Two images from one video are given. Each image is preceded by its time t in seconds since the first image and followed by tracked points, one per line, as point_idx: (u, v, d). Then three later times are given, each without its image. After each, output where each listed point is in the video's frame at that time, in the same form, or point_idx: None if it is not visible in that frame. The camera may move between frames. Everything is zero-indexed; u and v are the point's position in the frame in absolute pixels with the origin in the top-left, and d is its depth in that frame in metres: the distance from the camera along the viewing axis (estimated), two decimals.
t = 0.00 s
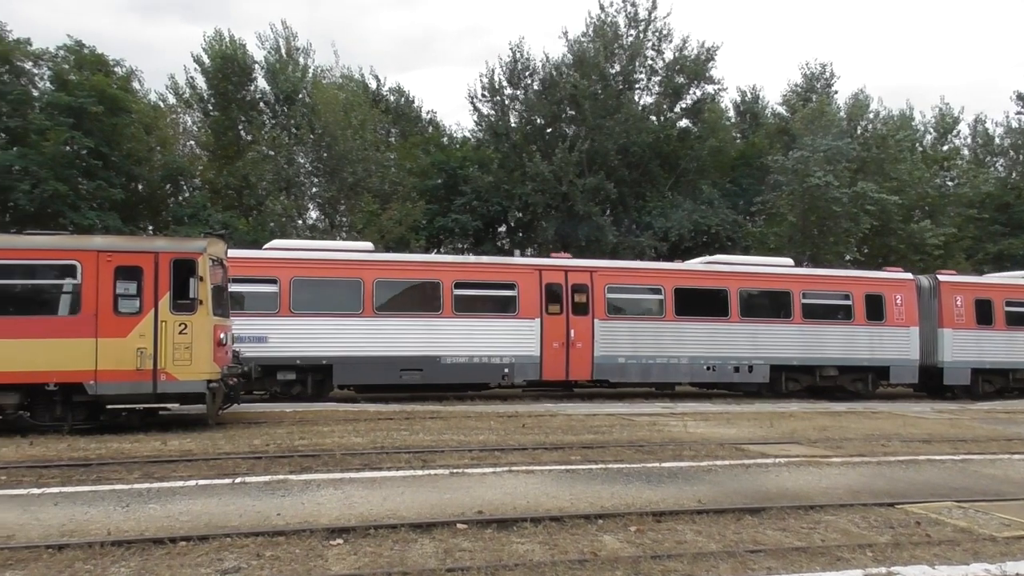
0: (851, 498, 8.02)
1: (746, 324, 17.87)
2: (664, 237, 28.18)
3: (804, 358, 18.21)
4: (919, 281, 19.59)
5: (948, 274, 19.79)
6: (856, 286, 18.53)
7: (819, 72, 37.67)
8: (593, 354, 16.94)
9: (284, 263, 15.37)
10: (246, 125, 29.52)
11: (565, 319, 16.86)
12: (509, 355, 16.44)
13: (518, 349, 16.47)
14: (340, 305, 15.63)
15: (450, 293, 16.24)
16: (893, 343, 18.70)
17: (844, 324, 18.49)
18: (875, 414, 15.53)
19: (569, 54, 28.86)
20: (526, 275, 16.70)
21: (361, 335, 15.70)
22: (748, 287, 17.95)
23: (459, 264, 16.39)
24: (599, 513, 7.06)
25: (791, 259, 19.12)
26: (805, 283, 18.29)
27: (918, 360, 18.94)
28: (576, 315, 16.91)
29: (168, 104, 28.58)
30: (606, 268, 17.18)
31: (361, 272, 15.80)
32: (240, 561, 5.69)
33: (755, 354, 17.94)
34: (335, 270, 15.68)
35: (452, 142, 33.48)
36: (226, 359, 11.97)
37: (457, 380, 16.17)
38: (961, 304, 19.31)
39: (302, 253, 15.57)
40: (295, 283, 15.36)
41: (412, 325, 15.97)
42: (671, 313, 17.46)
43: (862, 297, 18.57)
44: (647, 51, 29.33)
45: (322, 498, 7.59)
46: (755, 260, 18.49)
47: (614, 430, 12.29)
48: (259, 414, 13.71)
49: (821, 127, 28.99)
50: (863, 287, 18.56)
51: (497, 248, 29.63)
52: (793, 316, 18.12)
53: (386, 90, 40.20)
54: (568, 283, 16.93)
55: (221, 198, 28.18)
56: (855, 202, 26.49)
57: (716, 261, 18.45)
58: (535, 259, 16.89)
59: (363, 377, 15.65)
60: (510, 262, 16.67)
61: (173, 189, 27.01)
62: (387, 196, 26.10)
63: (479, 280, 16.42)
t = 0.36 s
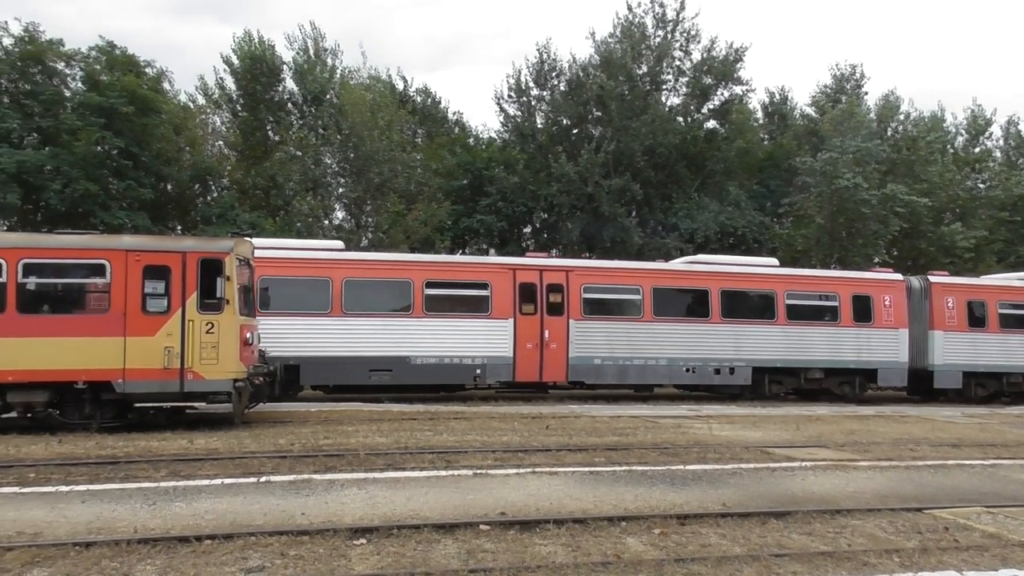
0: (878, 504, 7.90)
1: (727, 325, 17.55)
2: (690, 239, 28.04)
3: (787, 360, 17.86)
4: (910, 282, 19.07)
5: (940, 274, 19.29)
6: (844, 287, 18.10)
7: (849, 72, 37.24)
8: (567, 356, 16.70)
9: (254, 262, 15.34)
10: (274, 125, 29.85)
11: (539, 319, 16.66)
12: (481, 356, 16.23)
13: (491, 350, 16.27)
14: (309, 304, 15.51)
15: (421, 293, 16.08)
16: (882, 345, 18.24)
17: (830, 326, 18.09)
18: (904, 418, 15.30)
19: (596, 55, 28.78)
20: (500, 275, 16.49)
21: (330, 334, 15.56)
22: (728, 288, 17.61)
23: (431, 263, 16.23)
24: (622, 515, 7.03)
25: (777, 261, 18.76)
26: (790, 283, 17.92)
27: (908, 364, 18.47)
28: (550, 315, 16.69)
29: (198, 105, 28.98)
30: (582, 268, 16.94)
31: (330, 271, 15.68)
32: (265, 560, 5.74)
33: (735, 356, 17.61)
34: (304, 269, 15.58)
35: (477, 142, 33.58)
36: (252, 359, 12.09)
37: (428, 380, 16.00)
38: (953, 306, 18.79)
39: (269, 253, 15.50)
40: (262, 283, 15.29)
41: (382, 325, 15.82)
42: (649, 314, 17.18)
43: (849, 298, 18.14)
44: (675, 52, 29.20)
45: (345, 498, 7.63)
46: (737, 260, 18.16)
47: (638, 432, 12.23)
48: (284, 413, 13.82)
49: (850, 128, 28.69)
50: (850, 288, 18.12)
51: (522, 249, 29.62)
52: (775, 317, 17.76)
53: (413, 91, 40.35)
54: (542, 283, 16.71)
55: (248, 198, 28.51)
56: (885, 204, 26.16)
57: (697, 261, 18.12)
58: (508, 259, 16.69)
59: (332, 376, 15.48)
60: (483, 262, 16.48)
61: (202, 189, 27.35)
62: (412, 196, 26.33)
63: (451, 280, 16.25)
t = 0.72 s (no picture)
0: (883, 508, 7.87)
1: (684, 327, 17.28)
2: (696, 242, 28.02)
3: (746, 362, 17.60)
4: (874, 283, 18.74)
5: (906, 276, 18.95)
6: (804, 288, 17.84)
7: (856, 76, 37.17)
8: (520, 357, 16.47)
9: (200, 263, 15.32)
10: (281, 127, 29.91)
11: (492, 320, 16.44)
12: (431, 357, 16.02)
13: (440, 351, 16.05)
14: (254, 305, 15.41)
15: (369, 294, 15.92)
16: (843, 348, 17.96)
17: (791, 328, 17.82)
18: (910, 423, 15.23)
19: (603, 58, 28.78)
20: (451, 275, 16.28)
21: (275, 335, 15.44)
22: (685, 289, 17.34)
23: (380, 263, 16.07)
24: (627, 518, 7.01)
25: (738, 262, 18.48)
26: (748, 284, 17.65)
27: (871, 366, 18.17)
28: (503, 316, 16.47)
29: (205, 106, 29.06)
30: (535, 269, 16.71)
31: (276, 271, 15.59)
32: (268, 561, 5.75)
33: (692, 358, 17.35)
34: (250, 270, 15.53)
35: (484, 144, 33.61)
36: (258, 360, 12.13)
37: (376, 382, 15.80)
38: (918, 308, 18.45)
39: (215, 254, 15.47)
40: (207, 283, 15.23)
41: (328, 326, 15.66)
42: (604, 315, 16.94)
43: (809, 299, 17.87)
44: (681, 55, 29.18)
45: (349, 500, 7.64)
46: (695, 261, 17.90)
47: (643, 435, 12.21)
48: (288, 414, 13.84)
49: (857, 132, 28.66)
50: (811, 289, 17.87)
51: (528, 251, 29.61)
52: (734, 319, 17.49)
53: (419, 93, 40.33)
54: (494, 284, 16.48)
55: (255, 199, 28.63)
56: (891, 208, 26.04)
57: (654, 262, 17.87)
58: (459, 259, 16.47)
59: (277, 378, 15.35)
60: (434, 262, 16.28)
61: (209, 190, 27.43)
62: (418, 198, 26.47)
63: (401, 280, 16.08)
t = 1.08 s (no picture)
0: (893, 509, 7.84)
1: (641, 327, 16.77)
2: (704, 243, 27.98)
3: (705, 363, 17.09)
4: (837, 282, 18.25)
5: (871, 274, 18.40)
6: (767, 287, 17.31)
7: (864, 75, 37.07)
8: (471, 358, 16.03)
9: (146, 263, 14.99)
10: (289, 129, 30.00)
11: (442, 320, 15.98)
12: (378, 358, 15.57)
13: (389, 351, 15.60)
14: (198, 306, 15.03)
15: (315, 293, 15.48)
16: (807, 348, 17.43)
17: (753, 327, 17.27)
18: (919, 424, 15.17)
19: (610, 58, 28.77)
20: (401, 275, 15.82)
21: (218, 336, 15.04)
22: (642, 288, 16.83)
23: (328, 262, 15.64)
24: (635, 520, 7.00)
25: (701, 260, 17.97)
26: (709, 283, 17.12)
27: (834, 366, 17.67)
28: (454, 316, 16.02)
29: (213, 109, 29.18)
30: (488, 268, 16.26)
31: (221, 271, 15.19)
32: (277, 561, 5.76)
33: (649, 358, 16.84)
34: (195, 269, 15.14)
35: (491, 145, 33.65)
36: (266, 361, 12.17)
37: (322, 383, 15.36)
38: (882, 306, 17.92)
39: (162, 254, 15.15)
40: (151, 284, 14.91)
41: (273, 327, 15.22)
42: (558, 315, 16.47)
43: (771, 299, 17.34)
44: (689, 55, 29.13)
45: (357, 501, 7.65)
46: (655, 259, 17.41)
47: (651, 436, 12.19)
48: (297, 415, 13.85)
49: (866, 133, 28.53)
50: (773, 288, 17.34)
51: (535, 252, 29.62)
52: (692, 319, 16.98)
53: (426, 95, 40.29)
54: (444, 283, 16.02)
55: (263, 201, 28.83)
56: (901, 208, 25.64)
57: (613, 260, 17.38)
58: (409, 258, 16.02)
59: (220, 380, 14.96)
60: (383, 261, 15.83)
61: (218, 192, 27.53)
62: (425, 199, 26.54)
63: (350, 280, 15.64)
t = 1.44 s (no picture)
0: (900, 509, 7.81)
1: (592, 326, 16.54)
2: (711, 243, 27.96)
3: (658, 362, 16.85)
4: (796, 279, 18.00)
5: (831, 271, 18.13)
6: (722, 285, 17.06)
7: (870, 74, 36.96)
8: (418, 359, 15.72)
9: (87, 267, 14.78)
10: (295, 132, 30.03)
11: (387, 321, 15.67)
12: (322, 360, 15.24)
13: (333, 353, 15.29)
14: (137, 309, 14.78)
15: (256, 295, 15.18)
16: (764, 347, 17.17)
17: (708, 326, 17.03)
18: (927, 423, 15.11)
19: (615, 58, 28.75)
20: (345, 275, 15.53)
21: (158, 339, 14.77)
22: (593, 287, 16.61)
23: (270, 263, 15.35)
24: (641, 520, 6.99)
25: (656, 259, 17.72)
26: (662, 281, 16.88)
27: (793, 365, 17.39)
28: (400, 317, 15.72)
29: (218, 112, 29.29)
30: (434, 268, 15.98)
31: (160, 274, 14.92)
32: (284, 563, 5.78)
33: (600, 358, 16.58)
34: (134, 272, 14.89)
35: (497, 146, 33.66)
36: (273, 363, 12.21)
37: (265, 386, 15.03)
38: (842, 304, 17.65)
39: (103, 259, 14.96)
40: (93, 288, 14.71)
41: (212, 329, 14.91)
42: (507, 315, 16.23)
43: (726, 297, 17.06)
44: (694, 55, 29.10)
45: (364, 502, 7.66)
46: (608, 258, 17.16)
47: (658, 437, 12.17)
48: (304, 417, 13.86)
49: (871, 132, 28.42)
50: (729, 286, 17.06)
51: (541, 253, 29.63)
52: (645, 317, 16.74)
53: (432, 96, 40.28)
54: (390, 283, 15.73)
55: (269, 203, 28.90)
56: (908, 207, 25.59)
57: (565, 259, 17.14)
58: (353, 258, 15.71)
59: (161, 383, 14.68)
60: (326, 261, 15.52)
61: (224, 195, 27.63)
62: (431, 201, 26.53)
63: (292, 281, 15.34)
